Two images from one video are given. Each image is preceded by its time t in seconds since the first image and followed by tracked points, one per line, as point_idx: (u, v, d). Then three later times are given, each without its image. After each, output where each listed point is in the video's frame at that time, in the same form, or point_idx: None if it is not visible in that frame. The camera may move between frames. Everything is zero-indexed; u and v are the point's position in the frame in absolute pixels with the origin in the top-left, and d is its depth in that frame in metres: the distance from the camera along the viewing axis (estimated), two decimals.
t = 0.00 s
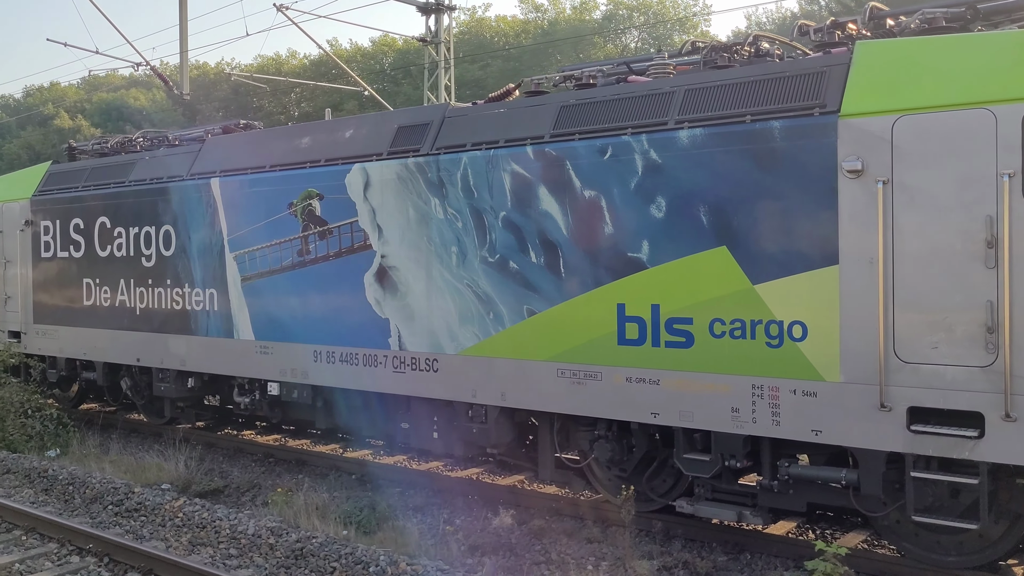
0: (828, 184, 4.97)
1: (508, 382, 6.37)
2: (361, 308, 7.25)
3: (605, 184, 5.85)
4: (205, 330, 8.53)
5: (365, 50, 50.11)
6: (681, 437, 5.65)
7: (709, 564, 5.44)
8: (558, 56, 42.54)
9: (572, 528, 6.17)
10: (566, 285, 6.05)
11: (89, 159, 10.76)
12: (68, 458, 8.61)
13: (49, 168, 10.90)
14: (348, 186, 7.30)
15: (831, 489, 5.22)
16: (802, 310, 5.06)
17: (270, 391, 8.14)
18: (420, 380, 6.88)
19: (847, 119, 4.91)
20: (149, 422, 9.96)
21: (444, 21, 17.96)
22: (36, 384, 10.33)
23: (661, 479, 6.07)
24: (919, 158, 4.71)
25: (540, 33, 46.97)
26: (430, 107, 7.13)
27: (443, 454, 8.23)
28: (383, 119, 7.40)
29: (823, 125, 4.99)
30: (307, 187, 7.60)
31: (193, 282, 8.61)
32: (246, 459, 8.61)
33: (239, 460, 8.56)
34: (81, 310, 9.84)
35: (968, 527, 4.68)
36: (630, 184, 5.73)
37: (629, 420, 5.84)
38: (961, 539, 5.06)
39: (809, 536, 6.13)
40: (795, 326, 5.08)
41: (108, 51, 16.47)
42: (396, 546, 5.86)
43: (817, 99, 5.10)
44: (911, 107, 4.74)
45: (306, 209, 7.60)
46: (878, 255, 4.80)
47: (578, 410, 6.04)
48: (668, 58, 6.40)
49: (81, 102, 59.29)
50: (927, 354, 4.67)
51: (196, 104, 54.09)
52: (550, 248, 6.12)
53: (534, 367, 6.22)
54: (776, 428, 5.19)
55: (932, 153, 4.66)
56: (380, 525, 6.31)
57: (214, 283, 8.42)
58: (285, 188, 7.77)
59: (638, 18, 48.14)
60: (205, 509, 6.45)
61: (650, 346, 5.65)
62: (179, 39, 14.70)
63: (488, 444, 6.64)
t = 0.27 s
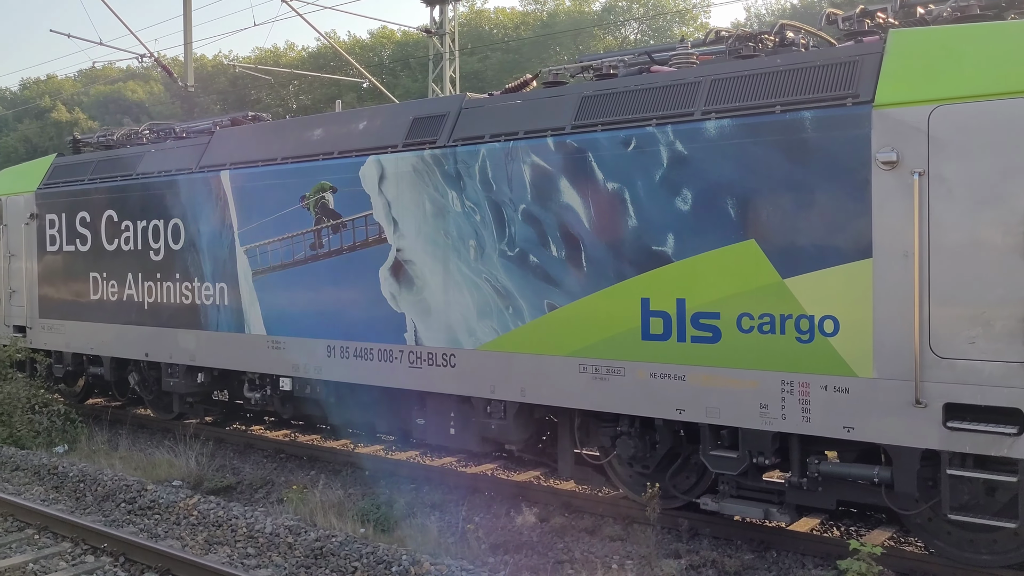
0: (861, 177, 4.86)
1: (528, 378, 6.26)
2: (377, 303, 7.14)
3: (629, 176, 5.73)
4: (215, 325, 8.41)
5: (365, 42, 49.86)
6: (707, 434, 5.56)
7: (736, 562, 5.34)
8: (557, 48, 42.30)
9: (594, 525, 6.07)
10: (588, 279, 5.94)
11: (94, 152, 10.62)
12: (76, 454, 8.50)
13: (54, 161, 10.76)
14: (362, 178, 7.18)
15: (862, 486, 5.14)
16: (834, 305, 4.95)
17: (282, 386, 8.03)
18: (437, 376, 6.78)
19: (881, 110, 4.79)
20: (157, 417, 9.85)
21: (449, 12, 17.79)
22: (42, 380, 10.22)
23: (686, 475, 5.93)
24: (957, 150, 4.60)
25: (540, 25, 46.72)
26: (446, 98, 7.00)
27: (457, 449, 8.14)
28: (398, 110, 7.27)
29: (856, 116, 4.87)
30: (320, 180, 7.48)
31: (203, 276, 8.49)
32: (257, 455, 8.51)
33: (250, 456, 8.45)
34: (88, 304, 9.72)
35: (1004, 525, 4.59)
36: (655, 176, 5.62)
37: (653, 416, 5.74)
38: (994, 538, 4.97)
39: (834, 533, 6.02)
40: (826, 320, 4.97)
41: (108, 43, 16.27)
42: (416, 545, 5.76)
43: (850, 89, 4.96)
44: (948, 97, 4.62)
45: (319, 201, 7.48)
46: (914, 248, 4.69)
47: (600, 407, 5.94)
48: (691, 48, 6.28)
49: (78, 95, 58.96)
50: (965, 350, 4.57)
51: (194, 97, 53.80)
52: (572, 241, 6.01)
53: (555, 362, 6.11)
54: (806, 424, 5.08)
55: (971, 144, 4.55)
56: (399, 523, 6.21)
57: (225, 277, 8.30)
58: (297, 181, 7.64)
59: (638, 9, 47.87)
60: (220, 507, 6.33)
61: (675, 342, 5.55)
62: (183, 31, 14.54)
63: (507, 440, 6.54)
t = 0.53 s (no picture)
0: (895, 171, 4.74)
1: (548, 378, 6.14)
2: (392, 301, 7.03)
3: (653, 171, 5.62)
4: (225, 324, 8.29)
5: (366, 40, 49.70)
6: (734, 434, 5.45)
7: (765, 565, 5.23)
8: (559, 46, 42.14)
9: (616, 528, 5.97)
10: (610, 277, 5.83)
11: (100, 149, 10.50)
12: (85, 455, 8.38)
13: (59, 159, 10.64)
14: (376, 175, 7.06)
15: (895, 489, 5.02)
16: (866, 303, 4.82)
17: (294, 386, 7.92)
18: (454, 375, 6.66)
19: (916, 102, 4.68)
20: (165, 417, 9.73)
21: (454, 9, 17.66)
22: (48, 380, 10.10)
23: (710, 476, 5.82)
24: (995, 143, 4.48)
25: (541, 23, 46.59)
26: (463, 93, 6.89)
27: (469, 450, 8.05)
28: (413, 105, 7.16)
29: (890, 109, 4.75)
30: (333, 177, 7.36)
31: (213, 275, 8.38)
32: (268, 456, 8.40)
33: (261, 457, 8.34)
34: (95, 303, 9.60)
35: None
36: (680, 172, 5.51)
37: (678, 417, 5.63)
38: None
39: (860, 534, 5.91)
40: (859, 319, 4.85)
41: (111, 40, 16.13)
42: (436, 548, 5.65)
43: (883, 81, 4.84)
44: (987, 89, 4.50)
45: (333, 198, 7.37)
46: (950, 245, 4.57)
47: (623, 407, 5.82)
48: (714, 41, 6.16)
49: (78, 94, 58.79)
50: (1003, 349, 4.46)
51: (194, 95, 53.61)
52: (593, 238, 5.90)
53: (576, 361, 5.99)
54: (838, 425, 4.97)
55: (1011, 138, 4.44)
56: (417, 525, 6.10)
57: (235, 276, 8.18)
58: (310, 178, 7.53)
59: (640, 7, 47.71)
60: (235, 509, 6.21)
61: (701, 341, 5.43)
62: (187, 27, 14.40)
63: (526, 441, 6.43)
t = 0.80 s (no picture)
0: (941, 166, 4.59)
1: (576, 377, 6.02)
2: (414, 298, 6.90)
3: (686, 166, 5.48)
4: (243, 321, 8.18)
5: (373, 36, 49.55)
6: (770, 436, 5.32)
7: (801, 571, 5.11)
8: (566, 42, 41.91)
9: (646, 531, 5.85)
10: (641, 275, 5.70)
11: (114, 144, 10.39)
12: (101, 454, 8.28)
13: (73, 154, 10.53)
14: (398, 170, 6.94)
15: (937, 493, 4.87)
16: (910, 301, 4.66)
17: (313, 384, 7.81)
18: (478, 374, 6.54)
19: (964, 95, 4.52)
20: (179, 415, 9.63)
21: (467, 3, 17.52)
22: (62, 376, 10.01)
23: (742, 478, 5.69)
24: None
25: (549, 19, 46.37)
26: (487, 86, 6.75)
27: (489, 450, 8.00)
28: (436, 99, 7.03)
29: (936, 102, 4.59)
30: (354, 172, 7.24)
31: (230, 271, 8.27)
32: (286, 455, 8.29)
33: (278, 456, 8.24)
34: (109, 299, 9.50)
35: None
36: (714, 167, 5.37)
37: (711, 417, 5.50)
38: None
39: (894, 538, 5.77)
40: (901, 318, 4.69)
41: (121, 33, 15.93)
42: (463, 551, 5.53)
43: (928, 73, 4.69)
44: None
45: (353, 194, 7.24)
46: (1000, 242, 4.41)
47: (654, 407, 5.69)
48: (747, 33, 6.02)
49: (85, 89, 58.74)
50: None
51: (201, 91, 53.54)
52: (624, 235, 5.76)
53: (605, 361, 5.86)
54: (879, 427, 4.82)
55: None
56: (442, 527, 5.98)
57: (253, 272, 8.07)
58: (330, 172, 7.41)
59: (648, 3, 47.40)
60: (256, 510, 6.09)
61: (736, 340, 5.29)
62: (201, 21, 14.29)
63: (551, 442, 6.30)
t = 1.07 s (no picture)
0: (980, 175, 4.48)
1: (599, 389, 5.90)
2: (431, 307, 6.79)
3: (715, 174, 5.38)
4: (254, 330, 8.07)
5: (375, 43, 49.57)
6: (801, 450, 5.21)
7: None
8: (567, 50, 41.88)
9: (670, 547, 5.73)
10: (667, 285, 5.59)
11: (123, 150, 10.29)
12: (110, 464, 8.15)
13: (81, 159, 10.44)
14: (416, 177, 6.84)
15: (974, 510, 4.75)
16: (948, 313, 4.55)
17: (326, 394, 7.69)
18: (497, 385, 6.42)
19: (1004, 103, 4.43)
20: (188, 424, 9.50)
21: (474, 10, 17.45)
22: (69, 384, 9.88)
23: (769, 493, 5.57)
24: None
25: (551, 27, 46.40)
26: (507, 93, 6.66)
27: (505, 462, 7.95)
28: (454, 105, 6.94)
29: (975, 110, 4.50)
30: (370, 179, 7.14)
31: (242, 279, 8.15)
32: (296, 465, 8.16)
33: (289, 467, 8.11)
34: (118, 307, 9.38)
35: None
36: (743, 175, 5.28)
37: (739, 431, 5.38)
38: None
39: (924, 555, 5.62)
40: (939, 330, 4.58)
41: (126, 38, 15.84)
42: (485, 567, 5.41)
43: (967, 81, 4.60)
44: None
45: (369, 201, 7.14)
46: None
47: (680, 420, 5.58)
48: (774, 40, 5.94)
49: (86, 96, 58.72)
50: None
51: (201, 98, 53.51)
52: (649, 244, 5.66)
53: (629, 372, 5.75)
54: (915, 442, 4.70)
55: None
56: (461, 541, 5.86)
57: (265, 280, 7.96)
58: (346, 179, 7.31)
59: (649, 11, 47.42)
60: (272, 523, 5.97)
61: (766, 351, 5.18)
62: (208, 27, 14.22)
63: (572, 454, 6.18)
